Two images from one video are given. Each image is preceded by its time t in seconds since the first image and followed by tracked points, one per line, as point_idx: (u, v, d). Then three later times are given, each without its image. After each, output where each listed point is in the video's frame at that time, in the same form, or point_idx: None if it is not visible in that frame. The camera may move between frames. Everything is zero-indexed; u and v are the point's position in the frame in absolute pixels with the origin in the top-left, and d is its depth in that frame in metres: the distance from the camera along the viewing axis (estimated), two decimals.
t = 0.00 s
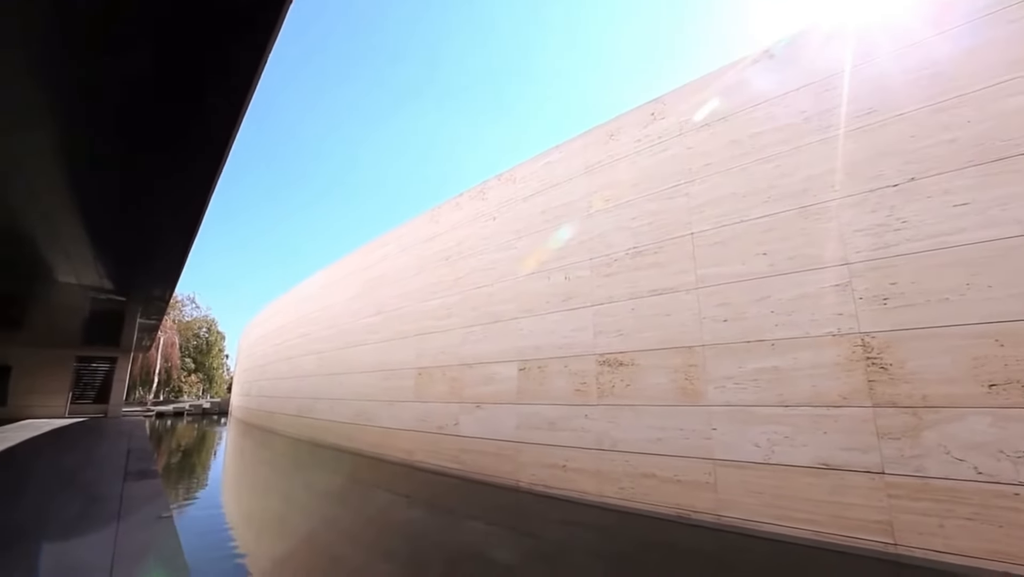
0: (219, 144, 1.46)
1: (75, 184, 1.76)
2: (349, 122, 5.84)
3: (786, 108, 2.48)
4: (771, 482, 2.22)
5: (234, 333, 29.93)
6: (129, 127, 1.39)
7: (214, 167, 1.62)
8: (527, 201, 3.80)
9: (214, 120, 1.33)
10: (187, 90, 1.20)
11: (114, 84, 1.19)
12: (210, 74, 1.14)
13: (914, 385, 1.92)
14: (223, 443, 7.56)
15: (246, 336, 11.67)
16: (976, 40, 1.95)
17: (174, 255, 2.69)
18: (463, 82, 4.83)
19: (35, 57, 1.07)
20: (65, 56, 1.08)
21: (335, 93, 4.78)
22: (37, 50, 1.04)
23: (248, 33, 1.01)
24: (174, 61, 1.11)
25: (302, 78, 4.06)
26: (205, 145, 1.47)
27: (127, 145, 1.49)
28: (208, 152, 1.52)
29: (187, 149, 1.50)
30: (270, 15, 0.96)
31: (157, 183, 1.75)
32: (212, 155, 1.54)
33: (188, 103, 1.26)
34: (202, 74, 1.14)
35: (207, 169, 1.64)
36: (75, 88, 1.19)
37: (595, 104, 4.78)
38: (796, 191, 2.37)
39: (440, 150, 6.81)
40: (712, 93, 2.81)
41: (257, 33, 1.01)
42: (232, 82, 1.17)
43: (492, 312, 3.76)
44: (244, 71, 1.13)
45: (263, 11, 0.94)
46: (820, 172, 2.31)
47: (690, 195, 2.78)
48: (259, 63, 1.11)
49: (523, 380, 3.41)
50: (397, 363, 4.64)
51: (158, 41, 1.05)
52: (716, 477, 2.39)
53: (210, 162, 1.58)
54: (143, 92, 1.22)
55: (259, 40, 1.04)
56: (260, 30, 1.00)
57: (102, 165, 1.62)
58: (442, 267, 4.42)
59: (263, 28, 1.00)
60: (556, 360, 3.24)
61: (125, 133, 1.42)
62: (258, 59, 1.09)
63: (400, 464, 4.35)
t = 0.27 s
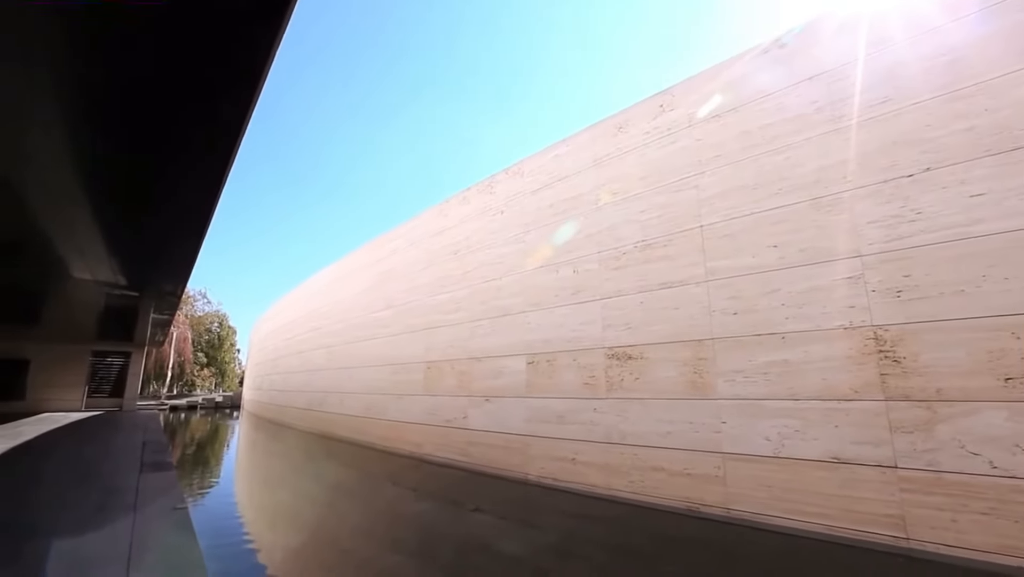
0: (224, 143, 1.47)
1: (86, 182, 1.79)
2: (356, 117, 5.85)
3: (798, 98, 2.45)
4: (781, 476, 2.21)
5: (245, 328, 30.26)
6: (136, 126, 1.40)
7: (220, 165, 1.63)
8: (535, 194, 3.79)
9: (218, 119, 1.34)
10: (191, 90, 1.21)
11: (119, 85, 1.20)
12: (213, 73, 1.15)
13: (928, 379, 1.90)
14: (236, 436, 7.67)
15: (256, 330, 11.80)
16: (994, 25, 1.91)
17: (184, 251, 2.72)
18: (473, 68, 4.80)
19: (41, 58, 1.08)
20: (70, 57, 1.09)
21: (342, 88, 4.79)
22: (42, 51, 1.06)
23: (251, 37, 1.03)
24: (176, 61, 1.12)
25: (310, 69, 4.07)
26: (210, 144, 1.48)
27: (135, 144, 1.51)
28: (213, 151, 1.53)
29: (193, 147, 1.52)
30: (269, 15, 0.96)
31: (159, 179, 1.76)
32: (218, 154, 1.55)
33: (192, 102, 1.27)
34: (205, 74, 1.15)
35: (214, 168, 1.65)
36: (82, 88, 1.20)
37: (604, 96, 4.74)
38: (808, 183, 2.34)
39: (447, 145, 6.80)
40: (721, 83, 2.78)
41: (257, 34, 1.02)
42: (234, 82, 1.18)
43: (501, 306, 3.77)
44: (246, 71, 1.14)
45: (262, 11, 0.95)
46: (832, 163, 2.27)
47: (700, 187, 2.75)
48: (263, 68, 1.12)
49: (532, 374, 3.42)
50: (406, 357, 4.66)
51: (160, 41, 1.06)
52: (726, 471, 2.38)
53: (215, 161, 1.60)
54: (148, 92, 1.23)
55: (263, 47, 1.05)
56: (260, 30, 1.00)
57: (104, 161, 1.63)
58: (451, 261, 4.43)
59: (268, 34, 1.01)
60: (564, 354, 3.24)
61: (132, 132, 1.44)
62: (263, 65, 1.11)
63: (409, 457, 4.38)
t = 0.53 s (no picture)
0: (228, 141, 1.49)
1: (96, 182, 1.81)
2: (362, 115, 5.87)
3: (808, 88, 2.41)
4: (791, 471, 2.20)
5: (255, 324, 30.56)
6: (142, 126, 1.42)
7: (226, 164, 1.65)
8: (543, 188, 3.78)
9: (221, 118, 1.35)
10: (193, 90, 1.23)
11: (123, 86, 1.22)
12: (214, 73, 1.16)
13: (941, 373, 1.87)
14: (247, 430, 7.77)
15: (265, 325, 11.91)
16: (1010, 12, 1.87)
17: (194, 248, 2.76)
18: (479, 66, 4.81)
19: (47, 61, 1.10)
20: (74, 60, 1.11)
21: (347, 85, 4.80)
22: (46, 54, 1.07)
23: (251, 38, 1.03)
24: (178, 61, 1.13)
25: (315, 67, 4.07)
26: (215, 143, 1.50)
27: (142, 144, 1.53)
28: (219, 150, 1.55)
29: (198, 146, 1.53)
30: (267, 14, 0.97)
31: (161, 176, 1.77)
32: (223, 152, 1.57)
33: (195, 102, 1.28)
34: (207, 75, 1.17)
35: (220, 166, 1.67)
36: (87, 90, 1.22)
37: (611, 90, 4.71)
38: (819, 175, 2.31)
39: (453, 140, 6.80)
40: (730, 75, 2.75)
41: (256, 34, 1.02)
42: (235, 82, 1.19)
43: (508, 301, 3.77)
44: (245, 70, 1.14)
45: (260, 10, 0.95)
46: (843, 154, 2.24)
47: (708, 180, 2.73)
48: (263, 68, 1.13)
49: (539, 368, 3.42)
50: (414, 352, 4.69)
51: (161, 43, 1.07)
52: (735, 465, 2.37)
53: (221, 159, 1.62)
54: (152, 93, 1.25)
55: (264, 48, 1.06)
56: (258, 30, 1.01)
57: (106, 158, 1.64)
58: (458, 256, 4.43)
59: (268, 35, 1.02)
60: (572, 348, 3.24)
61: (139, 132, 1.46)
62: (263, 66, 1.12)
63: (418, 451, 4.42)
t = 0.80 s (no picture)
0: (234, 140, 1.51)
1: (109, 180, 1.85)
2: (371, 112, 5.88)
3: (822, 77, 2.37)
4: (804, 465, 2.18)
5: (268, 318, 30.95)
6: (150, 125, 1.45)
7: (233, 161, 1.67)
8: (552, 182, 3.77)
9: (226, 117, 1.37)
10: (196, 89, 1.24)
11: (129, 86, 1.24)
12: (216, 73, 1.17)
13: (958, 366, 1.84)
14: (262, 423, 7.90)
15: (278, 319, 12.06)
16: None
17: (206, 244, 2.80)
18: (486, 64, 4.81)
19: (55, 63, 1.13)
20: (82, 61, 1.13)
21: (355, 83, 4.81)
22: (54, 56, 1.10)
23: (250, 38, 1.04)
24: (181, 61, 1.14)
25: (322, 65, 4.08)
26: (221, 141, 1.52)
27: (152, 143, 1.56)
28: (225, 147, 1.57)
29: (206, 145, 1.56)
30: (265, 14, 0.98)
31: (171, 174, 1.80)
32: (229, 150, 1.59)
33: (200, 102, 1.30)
34: (210, 75, 1.18)
35: (228, 164, 1.69)
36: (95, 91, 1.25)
37: (621, 82, 4.66)
38: (833, 165, 2.28)
39: (462, 135, 6.79)
40: (742, 65, 2.71)
41: (255, 33, 1.03)
42: (237, 81, 1.20)
43: (518, 295, 3.78)
44: (246, 70, 1.15)
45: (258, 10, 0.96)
46: (859, 144, 2.21)
47: (720, 171, 2.70)
48: (265, 67, 1.14)
49: (549, 362, 3.43)
50: (425, 346, 4.71)
51: (163, 43, 1.08)
52: (746, 459, 2.36)
53: (228, 157, 1.64)
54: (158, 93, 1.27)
55: (264, 47, 1.07)
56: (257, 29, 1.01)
57: (106, 155, 1.65)
58: (468, 249, 4.44)
59: (267, 35, 1.03)
60: (582, 342, 3.24)
61: (148, 131, 1.48)
62: (264, 66, 1.13)
63: (429, 444, 4.45)
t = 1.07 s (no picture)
0: (239, 138, 1.52)
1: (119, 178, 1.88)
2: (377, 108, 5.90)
3: (834, 69, 2.34)
4: (814, 460, 2.17)
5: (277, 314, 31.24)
6: (157, 123, 1.47)
7: (240, 159, 1.69)
8: (560, 176, 3.76)
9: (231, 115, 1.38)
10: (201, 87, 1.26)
11: (136, 84, 1.26)
12: (221, 72, 1.19)
13: (972, 361, 1.82)
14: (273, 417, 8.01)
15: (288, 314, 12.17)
16: None
17: (215, 242, 2.83)
18: (492, 59, 4.80)
19: (64, 61, 1.15)
20: (90, 60, 1.15)
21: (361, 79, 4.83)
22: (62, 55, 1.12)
23: (252, 37, 1.05)
24: (185, 60, 1.16)
25: (329, 62, 4.10)
26: (227, 139, 1.54)
27: (159, 141, 1.58)
28: (231, 146, 1.59)
29: (212, 143, 1.58)
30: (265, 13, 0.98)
31: (178, 172, 1.83)
32: (235, 148, 1.60)
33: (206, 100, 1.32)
34: (213, 72, 1.19)
35: (234, 162, 1.71)
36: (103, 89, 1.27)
37: (629, 75, 4.62)
38: (845, 158, 2.25)
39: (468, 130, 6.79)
40: (752, 57, 2.68)
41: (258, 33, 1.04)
42: (241, 80, 1.21)
43: (526, 290, 3.78)
44: (250, 69, 1.17)
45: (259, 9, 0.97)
46: (871, 136, 2.17)
47: (729, 165, 2.67)
48: (267, 66, 1.15)
49: (557, 357, 3.43)
50: (433, 341, 4.74)
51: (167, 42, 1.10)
52: (756, 454, 2.35)
53: (234, 155, 1.66)
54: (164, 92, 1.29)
55: (266, 47, 1.08)
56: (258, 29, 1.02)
57: (112, 152, 1.66)
58: (476, 245, 4.45)
59: (269, 34, 1.04)
60: (590, 337, 3.24)
61: (156, 129, 1.50)
62: (266, 65, 1.14)
63: (437, 439, 4.48)
